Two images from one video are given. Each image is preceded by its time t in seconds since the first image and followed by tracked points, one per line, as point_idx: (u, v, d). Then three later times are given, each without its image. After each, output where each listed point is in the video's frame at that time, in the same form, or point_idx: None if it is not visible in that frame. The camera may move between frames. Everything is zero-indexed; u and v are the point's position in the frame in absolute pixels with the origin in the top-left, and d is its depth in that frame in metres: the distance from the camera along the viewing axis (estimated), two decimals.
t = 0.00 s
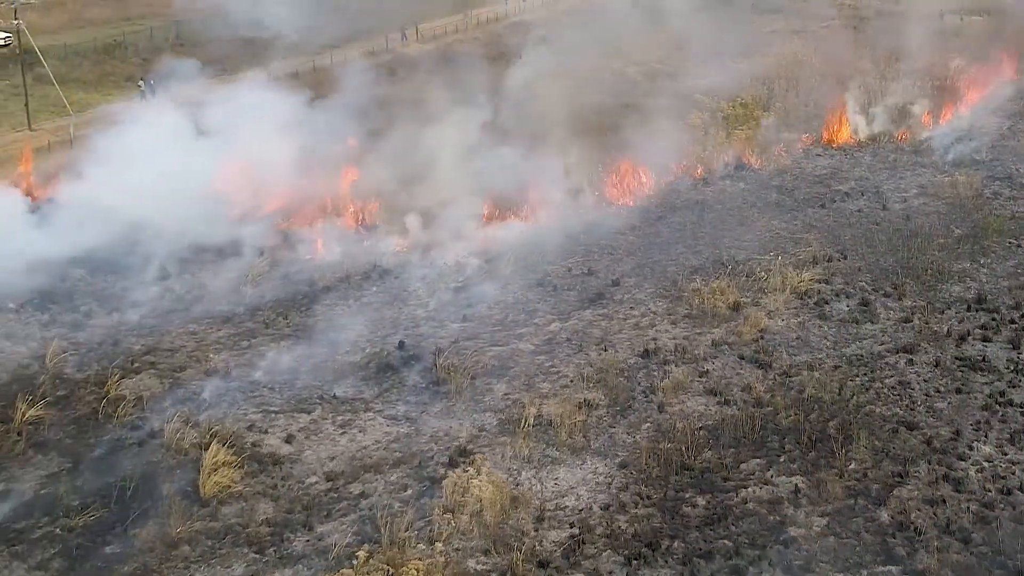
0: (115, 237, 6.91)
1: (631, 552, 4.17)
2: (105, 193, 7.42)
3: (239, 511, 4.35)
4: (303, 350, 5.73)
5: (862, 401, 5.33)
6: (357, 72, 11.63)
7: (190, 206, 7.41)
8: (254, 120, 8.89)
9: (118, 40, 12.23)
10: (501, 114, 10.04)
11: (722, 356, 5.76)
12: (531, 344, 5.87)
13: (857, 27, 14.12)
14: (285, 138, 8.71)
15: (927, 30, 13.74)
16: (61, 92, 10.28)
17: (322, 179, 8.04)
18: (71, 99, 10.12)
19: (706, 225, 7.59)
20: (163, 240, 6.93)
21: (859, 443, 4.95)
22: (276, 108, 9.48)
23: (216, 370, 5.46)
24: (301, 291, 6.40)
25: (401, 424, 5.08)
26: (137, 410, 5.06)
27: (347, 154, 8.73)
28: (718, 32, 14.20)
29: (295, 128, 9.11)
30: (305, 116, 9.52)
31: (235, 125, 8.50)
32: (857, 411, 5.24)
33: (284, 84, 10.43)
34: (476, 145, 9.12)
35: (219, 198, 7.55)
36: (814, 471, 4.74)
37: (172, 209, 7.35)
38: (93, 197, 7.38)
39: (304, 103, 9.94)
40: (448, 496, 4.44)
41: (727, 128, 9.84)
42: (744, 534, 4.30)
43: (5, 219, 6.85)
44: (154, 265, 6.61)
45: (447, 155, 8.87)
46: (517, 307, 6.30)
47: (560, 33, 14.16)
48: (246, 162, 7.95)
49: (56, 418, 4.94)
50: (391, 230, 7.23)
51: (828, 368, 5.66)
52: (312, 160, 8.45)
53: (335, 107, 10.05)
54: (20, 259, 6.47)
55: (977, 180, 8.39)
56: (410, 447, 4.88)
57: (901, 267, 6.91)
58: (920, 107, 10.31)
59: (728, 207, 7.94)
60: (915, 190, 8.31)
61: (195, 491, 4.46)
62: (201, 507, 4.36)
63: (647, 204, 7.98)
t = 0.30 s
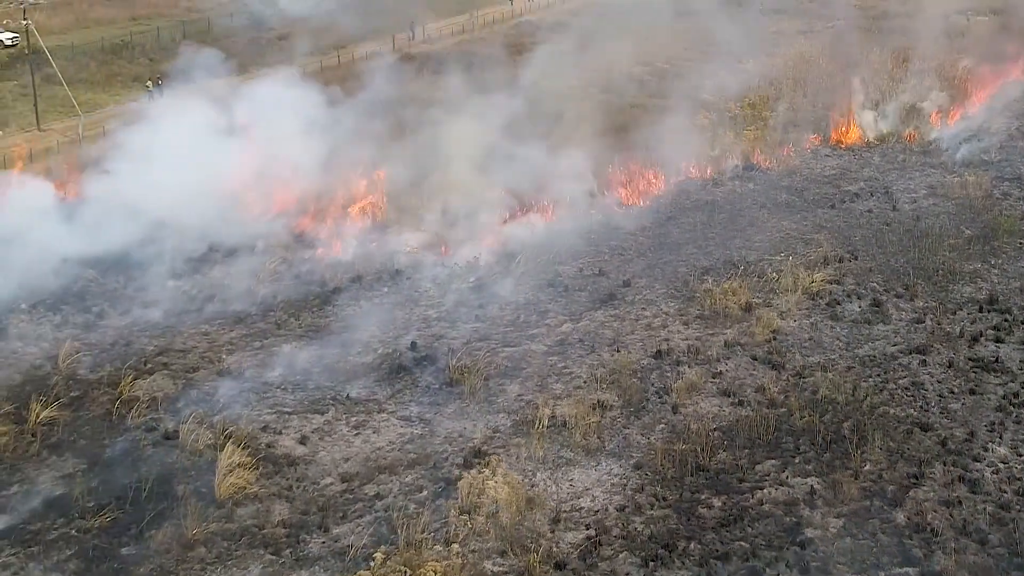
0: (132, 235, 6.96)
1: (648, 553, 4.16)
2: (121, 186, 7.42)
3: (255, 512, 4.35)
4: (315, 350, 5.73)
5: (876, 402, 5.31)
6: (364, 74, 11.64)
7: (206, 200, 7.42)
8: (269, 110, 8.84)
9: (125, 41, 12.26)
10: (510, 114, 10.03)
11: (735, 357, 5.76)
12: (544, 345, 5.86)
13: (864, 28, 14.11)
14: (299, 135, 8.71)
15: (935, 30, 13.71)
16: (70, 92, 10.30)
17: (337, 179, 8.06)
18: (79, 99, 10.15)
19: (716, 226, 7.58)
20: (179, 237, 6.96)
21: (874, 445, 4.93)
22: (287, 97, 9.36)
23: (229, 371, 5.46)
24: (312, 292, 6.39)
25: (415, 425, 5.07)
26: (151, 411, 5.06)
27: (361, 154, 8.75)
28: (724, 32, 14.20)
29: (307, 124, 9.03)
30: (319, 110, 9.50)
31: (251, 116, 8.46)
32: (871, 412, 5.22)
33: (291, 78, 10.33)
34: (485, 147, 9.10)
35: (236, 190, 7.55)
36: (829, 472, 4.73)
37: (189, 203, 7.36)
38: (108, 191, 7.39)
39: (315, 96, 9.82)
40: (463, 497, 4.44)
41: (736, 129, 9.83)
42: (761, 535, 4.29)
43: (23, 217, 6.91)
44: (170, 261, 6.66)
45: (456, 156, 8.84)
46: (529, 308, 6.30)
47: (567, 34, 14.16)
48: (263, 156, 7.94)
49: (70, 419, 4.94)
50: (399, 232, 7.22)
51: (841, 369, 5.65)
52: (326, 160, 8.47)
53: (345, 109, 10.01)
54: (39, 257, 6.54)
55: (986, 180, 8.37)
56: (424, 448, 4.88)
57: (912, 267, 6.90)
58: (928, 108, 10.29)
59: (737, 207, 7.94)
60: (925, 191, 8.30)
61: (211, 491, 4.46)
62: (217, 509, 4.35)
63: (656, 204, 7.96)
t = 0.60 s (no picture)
0: (143, 233, 6.99)
1: (657, 555, 4.15)
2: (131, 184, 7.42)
3: (263, 514, 4.34)
4: (321, 351, 5.73)
5: (883, 403, 5.30)
6: (367, 74, 11.64)
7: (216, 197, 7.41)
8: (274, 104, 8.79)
9: (127, 41, 12.27)
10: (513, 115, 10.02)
11: (742, 358, 5.75)
12: (550, 346, 5.85)
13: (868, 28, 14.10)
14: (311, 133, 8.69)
15: (939, 30, 13.70)
16: (74, 93, 10.31)
17: (342, 178, 8.06)
18: (83, 99, 10.16)
19: (722, 226, 7.57)
20: (189, 236, 6.99)
21: (882, 446, 4.92)
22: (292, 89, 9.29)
23: (235, 372, 5.45)
24: (318, 293, 6.38)
25: (421, 427, 5.06)
26: (157, 412, 5.05)
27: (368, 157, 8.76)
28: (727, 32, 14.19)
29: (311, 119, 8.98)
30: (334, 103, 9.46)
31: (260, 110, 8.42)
32: (878, 413, 5.21)
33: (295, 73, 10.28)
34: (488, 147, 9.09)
35: (244, 187, 7.54)
36: (837, 473, 4.72)
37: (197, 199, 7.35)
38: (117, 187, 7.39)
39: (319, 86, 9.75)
40: (472, 499, 4.44)
41: (740, 130, 9.82)
42: (769, 537, 4.28)
43: (36, 220, 6.96)
44: (178, 261, 6.68)
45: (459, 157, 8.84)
46: (535, 309, 6.29)
47: (570, 34, 14.15)
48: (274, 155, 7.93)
49: (76, 420, 4.93)
50: (402, 232, 7.21)
51: (848, 370, 5.64)
52: (334, 158, 8.45)
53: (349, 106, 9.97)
54: (53, 253, 6.62)
55: (991, 181, 8.36)
56: (431, 449, 4.87)
57: (918, 268, 6.89)
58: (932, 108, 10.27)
59: (742, 207, 7.94)
60: (929, 191, 8.29)
61: (218, 493, 4.45)
62: (224, 511, 4.35)
63: (660, 205, 7.96)
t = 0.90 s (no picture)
0: (151, 232, 7.02)
1: (661, 557, 4.14)
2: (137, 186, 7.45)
3: (265, 515, 4.33)
4: (324, 352, 5.72)
5: (887, 404, 5.29)
6: (369, 73, 11.65)
7: (221, 195, 7.40)
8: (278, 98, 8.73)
9: (128, 41, 12.28)
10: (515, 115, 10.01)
11: (745, 359, 5.74)
12: (552, 347, 5.85)
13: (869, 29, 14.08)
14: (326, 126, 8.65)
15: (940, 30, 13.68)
16: (76, 93, 10.31)
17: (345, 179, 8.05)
18: (85, 99, 10.16)
19: (724, 226, 7.57)
20: (192, 237, 7.01)
21: (885, 447, 4.91)
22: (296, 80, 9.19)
23: (238, 373, 5.44)
24: (320, 294, 6.37)
25: (424, 428, 5.06)
26: (160, 413, 5.04)
27: (376, 157, 8.75)
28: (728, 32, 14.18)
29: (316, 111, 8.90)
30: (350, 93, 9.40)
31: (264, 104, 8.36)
32: (882, 414, 5.20)
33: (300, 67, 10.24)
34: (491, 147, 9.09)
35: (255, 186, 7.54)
36: (840, 474, 4.71)
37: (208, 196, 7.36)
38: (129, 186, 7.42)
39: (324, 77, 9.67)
40: (475, 501, 4.43)
41: (741, 130, 9.82)
42: (774, 538, 4.27)
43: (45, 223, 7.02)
44: (180, 261, 6.68)
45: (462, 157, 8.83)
46: (538, 309, 6.28)
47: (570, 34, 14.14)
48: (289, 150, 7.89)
49: (79, 421, 4.92)
50: (404, 233, 7.20)
51: (851, 370, 5.64)
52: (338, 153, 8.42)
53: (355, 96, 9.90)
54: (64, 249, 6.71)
55: (993, 181, 8.35)
56: (434, 450, 4.86)
57: (920, 268, 6.88)
58: (934, 108, 10.26)
59: (745, 207, 7.94)
60: (931, 191, 8.28)
61: (221, 495, 4.44)
62: (227, 512, 4.33)
63: (662, 206, 7.95)
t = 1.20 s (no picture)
0: (159, 230, 7.04)
1: (663, 558, 4.13)
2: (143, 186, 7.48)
3: (266, 516, 4.32)
4: (325, 352, 5.71)
5: (889, 405, 5.29)
6: (371, 73, 11.65)
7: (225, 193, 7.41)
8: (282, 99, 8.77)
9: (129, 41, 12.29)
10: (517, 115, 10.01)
11: (747, 360, 5.74)
12: (553, 348, 5.84)
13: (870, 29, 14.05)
14: (333, 129, 8.71)
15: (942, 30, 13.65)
16: (78, 93, 10.31)
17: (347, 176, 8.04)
18: (87, 99, 10.17)
19: (725, 226, 7.56)
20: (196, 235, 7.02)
21: (887, 448, 4.90)
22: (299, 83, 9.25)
23: (239, 374, 5.43)
24: (321, 294, 6.36)
25: (426, 429, 5.05)
26: (161, 414, 5.04)
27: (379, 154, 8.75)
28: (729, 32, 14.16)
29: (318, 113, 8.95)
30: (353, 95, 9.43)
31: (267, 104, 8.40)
32: (884, 415, 5.20)
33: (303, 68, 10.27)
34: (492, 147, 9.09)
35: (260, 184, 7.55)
36: (842, 475, 4.71)
37: (216, 194, 7.37)
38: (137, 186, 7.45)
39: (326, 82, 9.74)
40: (476, 503, 4.42)
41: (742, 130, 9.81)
42: (776, 540, 4.26)
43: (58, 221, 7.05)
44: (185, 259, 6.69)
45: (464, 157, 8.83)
46: (539, 310, 6.28)
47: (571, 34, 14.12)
48: (299, 151, 7.95)
49: (80, 422, 4.92)
50: (405, 233, 7.21)
51: (853, 371, 5.63)
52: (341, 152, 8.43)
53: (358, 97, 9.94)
54: (78, 247, 6.76)
55: (995, 182, 8.33)
56: (436, 452, 4.86)
57: (922, 269, 6.87)
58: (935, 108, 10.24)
59: (746, 208, 7.93)
60: (933, 192, 8.26)
61: (223, 496, 4.44)
62: (228, 513, 4.33)
63: (664, 206, 7.94)
